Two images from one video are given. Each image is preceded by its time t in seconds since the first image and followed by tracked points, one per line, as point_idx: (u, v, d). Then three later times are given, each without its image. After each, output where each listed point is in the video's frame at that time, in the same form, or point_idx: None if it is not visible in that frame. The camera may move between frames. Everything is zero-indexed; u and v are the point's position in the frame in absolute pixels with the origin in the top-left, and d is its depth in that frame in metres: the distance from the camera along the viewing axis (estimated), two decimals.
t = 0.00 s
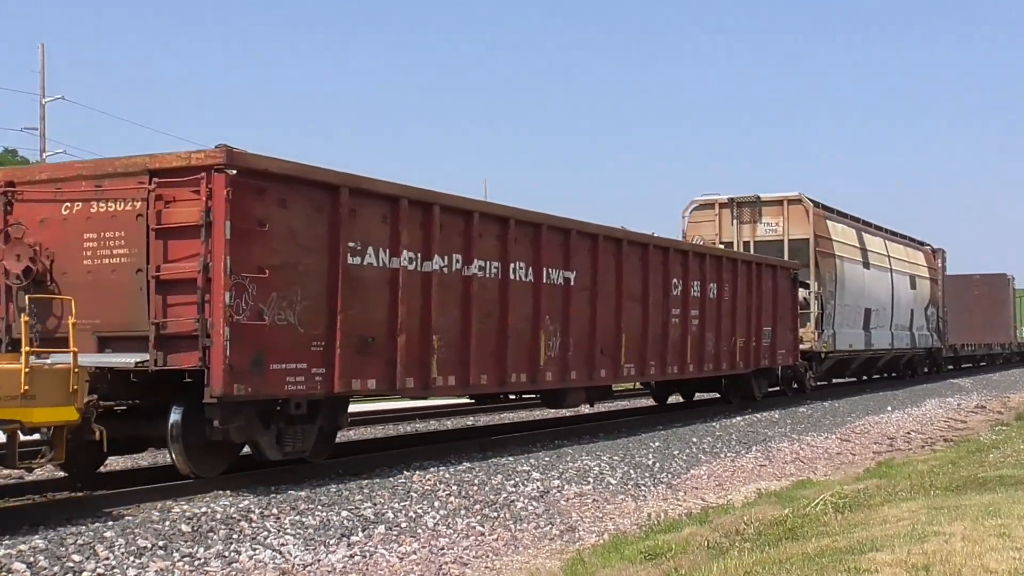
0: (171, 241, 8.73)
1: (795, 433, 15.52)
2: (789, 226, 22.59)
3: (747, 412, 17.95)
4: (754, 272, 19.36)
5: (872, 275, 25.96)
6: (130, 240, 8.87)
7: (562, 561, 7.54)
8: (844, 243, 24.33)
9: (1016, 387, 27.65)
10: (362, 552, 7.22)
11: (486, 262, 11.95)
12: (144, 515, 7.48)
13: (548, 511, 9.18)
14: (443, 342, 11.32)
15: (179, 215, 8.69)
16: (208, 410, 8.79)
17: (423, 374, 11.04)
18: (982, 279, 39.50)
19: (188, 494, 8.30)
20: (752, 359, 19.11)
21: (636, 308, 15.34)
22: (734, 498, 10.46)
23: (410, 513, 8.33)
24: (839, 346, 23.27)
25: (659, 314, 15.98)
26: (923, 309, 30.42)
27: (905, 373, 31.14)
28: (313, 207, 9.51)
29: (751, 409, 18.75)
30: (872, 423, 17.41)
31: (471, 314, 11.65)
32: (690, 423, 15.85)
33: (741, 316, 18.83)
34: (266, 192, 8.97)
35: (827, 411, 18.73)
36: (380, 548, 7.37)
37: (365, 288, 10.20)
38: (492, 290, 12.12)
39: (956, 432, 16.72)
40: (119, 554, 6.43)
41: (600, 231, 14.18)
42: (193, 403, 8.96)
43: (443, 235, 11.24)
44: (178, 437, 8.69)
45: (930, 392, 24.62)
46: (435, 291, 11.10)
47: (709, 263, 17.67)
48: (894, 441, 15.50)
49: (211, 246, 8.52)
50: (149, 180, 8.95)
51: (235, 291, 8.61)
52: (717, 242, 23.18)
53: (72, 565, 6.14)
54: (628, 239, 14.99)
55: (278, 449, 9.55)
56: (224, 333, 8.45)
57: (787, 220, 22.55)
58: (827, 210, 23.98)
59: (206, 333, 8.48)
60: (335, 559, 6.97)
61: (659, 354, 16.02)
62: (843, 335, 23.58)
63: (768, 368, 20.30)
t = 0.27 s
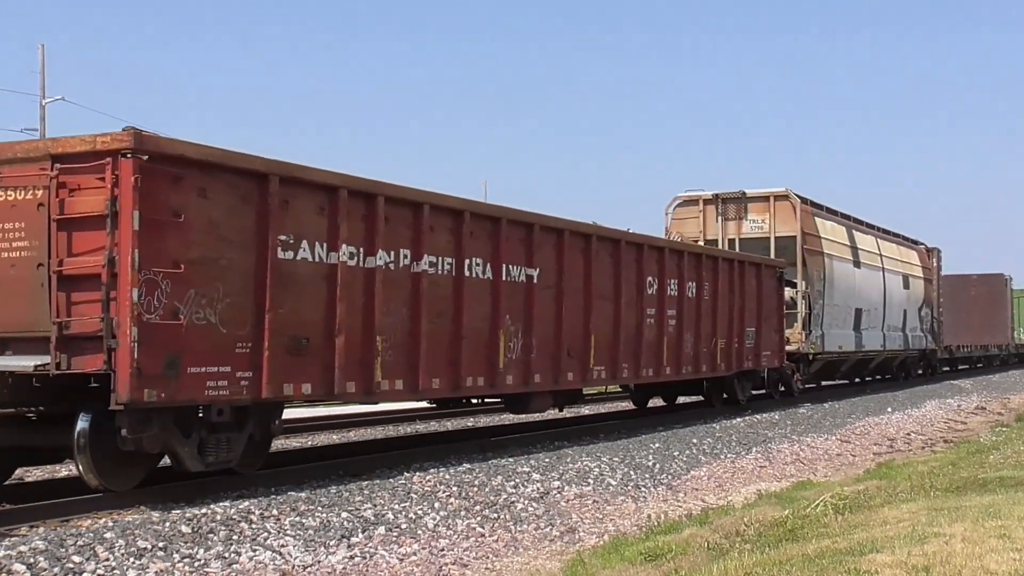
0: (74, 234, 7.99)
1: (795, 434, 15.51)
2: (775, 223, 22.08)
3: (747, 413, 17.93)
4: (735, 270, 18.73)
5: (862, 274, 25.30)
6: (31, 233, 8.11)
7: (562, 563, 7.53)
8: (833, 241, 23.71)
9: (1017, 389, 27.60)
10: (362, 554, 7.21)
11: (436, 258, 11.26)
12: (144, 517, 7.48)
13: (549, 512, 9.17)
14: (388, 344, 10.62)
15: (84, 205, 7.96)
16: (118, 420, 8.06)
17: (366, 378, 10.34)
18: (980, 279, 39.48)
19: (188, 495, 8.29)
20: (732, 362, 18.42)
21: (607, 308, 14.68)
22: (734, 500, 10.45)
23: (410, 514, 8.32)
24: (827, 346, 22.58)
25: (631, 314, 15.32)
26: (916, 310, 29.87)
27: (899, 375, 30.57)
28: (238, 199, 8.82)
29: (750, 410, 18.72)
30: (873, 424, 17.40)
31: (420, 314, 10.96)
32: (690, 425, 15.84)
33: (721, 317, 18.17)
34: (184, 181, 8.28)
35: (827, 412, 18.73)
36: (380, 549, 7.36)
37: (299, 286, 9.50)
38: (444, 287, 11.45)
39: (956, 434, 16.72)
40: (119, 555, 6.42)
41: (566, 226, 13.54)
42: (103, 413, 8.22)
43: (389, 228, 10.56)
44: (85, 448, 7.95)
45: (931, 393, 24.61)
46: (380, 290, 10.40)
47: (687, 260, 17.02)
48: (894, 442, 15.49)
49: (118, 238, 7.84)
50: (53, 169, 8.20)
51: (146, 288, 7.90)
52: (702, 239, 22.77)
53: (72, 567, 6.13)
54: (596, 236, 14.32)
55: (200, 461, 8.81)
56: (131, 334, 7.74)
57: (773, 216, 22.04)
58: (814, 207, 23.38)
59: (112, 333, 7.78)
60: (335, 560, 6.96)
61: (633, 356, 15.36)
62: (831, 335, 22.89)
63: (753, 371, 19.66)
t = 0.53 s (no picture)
0: None
1: (793, 435, 15.51)
2: (760, 220, 20.89)
3: (745, 414, 17.92)
4: (717, 268, 17.97)
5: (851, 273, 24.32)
6: None
7: (561, 563, 7.54)
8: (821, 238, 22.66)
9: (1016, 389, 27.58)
10: (361, 554, 7.21)
11: (381, 253, 10.53)
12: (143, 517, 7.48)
13: (547, 512, 9.17)
14: (325, 344, 9.90)
15: None
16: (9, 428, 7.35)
17: (300, 381, 9.61)
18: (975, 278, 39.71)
19: (187, 495, 8.30)
20: (711, 364, 17.68)
21: (573, 307, 13.95)
22: (733, 500, 10.45)
23: (409, 514, 8.32)
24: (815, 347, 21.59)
25: (601, 313, 14.59)
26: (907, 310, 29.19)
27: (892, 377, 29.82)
28: (151, 187, 8.07)
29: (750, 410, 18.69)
30: (871, 425, 17.40)
31: (361, 312, 10.21)
32: (689, 425, 15.82)
33: (700, 317, 17.43)
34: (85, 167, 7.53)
35: (825, 412, 18.72)
36: (379, 550, 7.36)
37: (222, 283, 8.73)
38: (390, 284, 10.70)
39: (954, 434, 16.72)
40: (118, 555, 6.42)
41: (527, 219, 12.80)
42: None
43: (326, 221, 9.82)
44: None
45: (929, 393, 24.60)
46: (314, 286, 9.64)
47: (663, 257, 16.29)
48: (893, 443, 15.49)
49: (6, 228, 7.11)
50: None
51: (38, 284, 7.16)
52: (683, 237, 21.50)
53: (72, 567, 6.13)
54: (562, 230, 13.58)
55: (107, 472, 8.05)
56: (18, 334, 7.01)
57: (757, 212, 20.85)
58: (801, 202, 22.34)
59: None
60: (334, 561, 6.96)
61: (601, 357, 14.58)
62: (819, 336, 21.92)
63: (734, 372, 18.91)
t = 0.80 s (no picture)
0: None
1: (794, 434, 15.50)
2: (744, 214, 20.56)
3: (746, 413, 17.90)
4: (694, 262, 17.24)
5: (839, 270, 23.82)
6: None
7: (561, 562, 7.53)
8: (808, 234, 22.25)
9: (1016, 389, 27.54)
10: (361, 553, 7.21)
11: (317, 245, 9.67)
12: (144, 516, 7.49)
13: (547, 512, 9.17)
14: (251, 343, 9.04)
15: None
16: None
17: (223, 384, 8.76)
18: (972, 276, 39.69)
19: (187, 494, 8.30)
20: (689, 365, 16.91)
21: (538, 305, 13.13)
22: (733, 499, 10.45)
23: (409, 514, 8.32)
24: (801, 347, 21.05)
25: (569, 312, 13.76)
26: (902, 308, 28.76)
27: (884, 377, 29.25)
28: (47, 171, 7.29)
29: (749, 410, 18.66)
30: (872, 424, 17.39)
31: (294, 310, 9.37)
32: (689, 424, 15.81)
33: (676, 315, 16.67)
34: None
35: (826, 412, 18.71)
36: (379, 549, 7.36)
37: (129, 277, 7.92)
38: (328, 280, 9.83)
39: (955, 433, 16.71)
40: (118, 555, 6.42)
41: (485, 211, 11.95)
42: None
43: (254, 209, 9.00)
44: None
45: (930, 393, 24.59)
46: (239, 281, 8.81)
47: (637, 252, 15.50)
48: (893, 442, 15.48)
49: None
50: None
51: None
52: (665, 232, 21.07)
53: (71, 567, 6.13)
54: (524, 223, 12.75)
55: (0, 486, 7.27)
56: None
57: (743, 206, 20.53)
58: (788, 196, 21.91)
59: None
60: (334, 560, 6.96)
61: (570, 358, 13.78)
62: (806, 335, 21.40)
63: (714, 373, 18.21)
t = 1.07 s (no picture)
0: None
1: (795, 435, 15.50)
2: (728, 210, 19.61)
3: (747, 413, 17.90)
4: (672, 258, 16.44)
5: (829, 269, 23.04)
6: None
7: (562, 563, 7.54)
8: (797, 232, 21.48)
9: (1017, 389, 27.50)
10: (362, 554, 7.22)
11: (244, 237, 8.82)
12: (145, 517, 7.50)
13: (548, 512, 9.18)
14: (165, 345, 8.19)
15: None
16: None
17: (132, 390, 7.92)
18: (969, 275, 39.61)
19: (188, 494, 8.31)
20: (667, 367, 16.10)
21: (497, 303, 12.30)
22: (734, 500, 10.46)
23: (410, 514, 8.33)
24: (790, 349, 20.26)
25: (532, 310, 12.94)
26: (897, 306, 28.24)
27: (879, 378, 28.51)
28: None
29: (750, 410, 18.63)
30: (873, 425, 17.40)
31: (216, 308, 8.52)
32: (690, 425, 15.81)
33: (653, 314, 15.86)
34: None
35: (827, 412, 18.71)
36: (380, 550, 7.37)
37: (20, 269, 7.11)
38: (258, 275, 8.99)
39: (956, 434, 16.72)
40: (119, 556, 6.42)
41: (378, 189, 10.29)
42: None
43: (167, 197, 8.16)
44: None
45: (930, 393, 24.59)
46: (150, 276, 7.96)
47: (609, 248, 14.68)
48: (894, 443, 15.48)
49: None
50: None
51: None
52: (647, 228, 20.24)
53: (73, 567, 6.14)
54: (481, 216, 11.91)
55: None
56: None
57: (727, 203, 19.57)
58: (775, 192, 21.14)
59: None
60: (335, 561, 6.97)
61: (533, 360, 12.95)
62: (795, 336, 20.61)
63: (694, 375, 17.41)
